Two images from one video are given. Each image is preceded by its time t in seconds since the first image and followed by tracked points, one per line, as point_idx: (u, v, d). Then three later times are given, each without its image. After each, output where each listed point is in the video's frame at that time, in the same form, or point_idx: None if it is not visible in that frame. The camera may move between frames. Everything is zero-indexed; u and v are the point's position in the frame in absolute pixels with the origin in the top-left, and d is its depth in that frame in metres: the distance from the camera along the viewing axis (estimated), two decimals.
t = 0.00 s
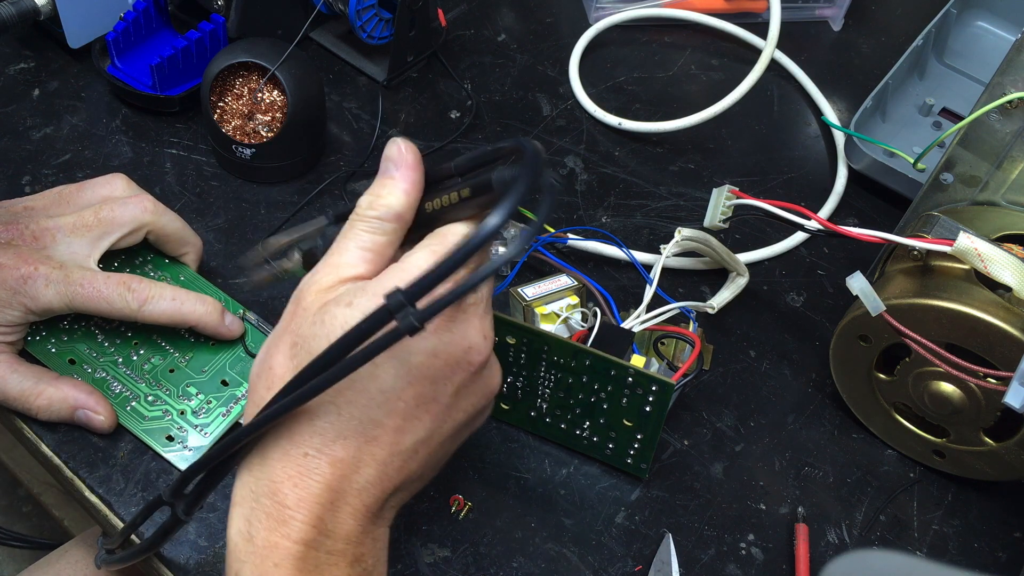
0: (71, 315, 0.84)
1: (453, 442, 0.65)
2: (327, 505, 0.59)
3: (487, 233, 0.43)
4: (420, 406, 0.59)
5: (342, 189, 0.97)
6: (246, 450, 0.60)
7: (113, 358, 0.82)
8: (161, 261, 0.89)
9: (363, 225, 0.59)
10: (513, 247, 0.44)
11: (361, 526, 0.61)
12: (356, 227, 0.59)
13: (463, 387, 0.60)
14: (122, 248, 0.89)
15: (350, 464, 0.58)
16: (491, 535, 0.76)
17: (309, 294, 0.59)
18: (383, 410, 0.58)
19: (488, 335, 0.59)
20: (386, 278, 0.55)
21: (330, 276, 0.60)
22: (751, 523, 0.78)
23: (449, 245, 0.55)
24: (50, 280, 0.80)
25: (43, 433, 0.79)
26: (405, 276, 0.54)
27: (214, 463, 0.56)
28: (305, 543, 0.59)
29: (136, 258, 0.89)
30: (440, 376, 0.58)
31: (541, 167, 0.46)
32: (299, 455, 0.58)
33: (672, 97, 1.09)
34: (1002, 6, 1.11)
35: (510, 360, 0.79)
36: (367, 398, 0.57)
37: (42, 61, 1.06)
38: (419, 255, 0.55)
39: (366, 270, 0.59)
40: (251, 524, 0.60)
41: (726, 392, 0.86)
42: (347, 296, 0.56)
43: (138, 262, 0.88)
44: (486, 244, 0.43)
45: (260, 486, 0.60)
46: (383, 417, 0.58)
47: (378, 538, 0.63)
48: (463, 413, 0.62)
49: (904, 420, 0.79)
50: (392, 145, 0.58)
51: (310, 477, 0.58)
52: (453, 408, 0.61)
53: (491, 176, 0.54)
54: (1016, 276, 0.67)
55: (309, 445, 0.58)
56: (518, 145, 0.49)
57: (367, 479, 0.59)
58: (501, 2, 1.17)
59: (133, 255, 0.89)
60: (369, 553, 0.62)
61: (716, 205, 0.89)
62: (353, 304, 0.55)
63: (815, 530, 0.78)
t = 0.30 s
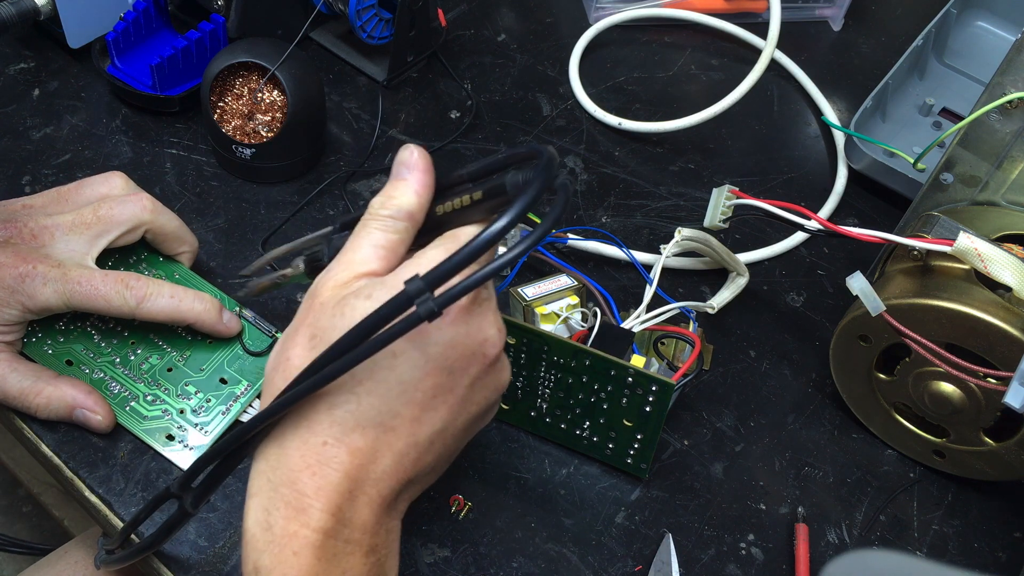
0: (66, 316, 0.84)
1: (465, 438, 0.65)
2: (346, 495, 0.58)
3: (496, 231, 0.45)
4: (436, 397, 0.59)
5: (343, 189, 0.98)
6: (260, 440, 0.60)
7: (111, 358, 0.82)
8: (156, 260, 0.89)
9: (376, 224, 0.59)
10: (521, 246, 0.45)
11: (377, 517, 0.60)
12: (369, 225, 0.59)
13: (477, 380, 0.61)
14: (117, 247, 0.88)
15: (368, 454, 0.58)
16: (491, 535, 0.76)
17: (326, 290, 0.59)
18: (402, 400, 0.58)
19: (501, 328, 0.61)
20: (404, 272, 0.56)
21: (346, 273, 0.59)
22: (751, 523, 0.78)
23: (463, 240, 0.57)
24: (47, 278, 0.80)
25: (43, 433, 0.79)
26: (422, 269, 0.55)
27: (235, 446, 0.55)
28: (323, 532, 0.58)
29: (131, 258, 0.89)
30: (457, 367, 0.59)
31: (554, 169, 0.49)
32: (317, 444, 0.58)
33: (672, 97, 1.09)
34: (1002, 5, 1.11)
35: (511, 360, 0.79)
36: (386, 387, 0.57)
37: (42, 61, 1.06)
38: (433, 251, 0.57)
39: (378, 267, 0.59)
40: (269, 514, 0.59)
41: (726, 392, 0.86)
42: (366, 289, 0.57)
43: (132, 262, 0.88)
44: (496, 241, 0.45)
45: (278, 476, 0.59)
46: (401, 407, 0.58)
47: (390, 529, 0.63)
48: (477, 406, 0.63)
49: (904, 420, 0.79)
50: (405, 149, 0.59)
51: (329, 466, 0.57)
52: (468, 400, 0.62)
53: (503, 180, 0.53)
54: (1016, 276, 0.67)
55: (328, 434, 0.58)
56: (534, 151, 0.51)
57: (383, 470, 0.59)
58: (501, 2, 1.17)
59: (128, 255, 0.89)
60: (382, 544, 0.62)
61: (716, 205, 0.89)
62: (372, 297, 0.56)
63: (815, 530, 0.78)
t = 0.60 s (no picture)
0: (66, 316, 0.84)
1: (471, 438, 0.65)
2: (354, 493, 0.58)
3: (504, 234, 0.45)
4: (444, 397, 0.59)
5: (342, 189, 0.98)
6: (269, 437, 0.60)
7: (111, 358, 0.82)
8: (156, 261, 0.89)
9: (386, 226, 0.59)
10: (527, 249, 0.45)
11: (384, 515, 0.61)
12: (380, 227, 0.60)
13: (485, 381, 0.61)
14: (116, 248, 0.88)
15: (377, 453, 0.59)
16: (491, 535, 0.76)
17: (336, 290, 0.59)
18: (410, 399, 0.58)
19: (509, 330, 0.61)
20: (414, 273, 0.56)
21: (355, 274, 0.59)
22: (751, 524, 0.78)
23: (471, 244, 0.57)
24: (48, 277, 0.80)
25: (43, 433, 0.79)
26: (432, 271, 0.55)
27: (241, 445, 0.55)
28: (332, 530, 0.58)
29: (131, 258, 0.89)
30: (465, 368, 0.59)
31: (565, 174, 0.48)
32: (326, 442, 0.58)
33: (672, 97, 1.09)
34: (1002, 6, 1.11)
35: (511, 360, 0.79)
36: (395, 385, 0.58)
37: (42, 61, 1.06)
38: (444, 253, 0.57)
39: (388, 269, 0.59)
40: (278, 511, 0.59)
41: (726, 392, 0.86)
42: (377, 289, 0.57)
43: (132, 262, 0.88)
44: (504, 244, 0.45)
45: (287, 473, 0.59)
46: (409, 406, 0.59)
47: (397, 529, 0.63)
48: (483, 408, 0.63)
49: (904, 420, 0.79)
50: (416, 154, 0.59)
51: (338, 464, 0.58)
52: (476, 401, 0.62)
53: (513, 185, 0.53)
54: (1016, 276, 0.67)
55: (338, 432, 0.58)
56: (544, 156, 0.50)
57: (392, 470, 0.59)
58: (501, 2, 1.17)
59: (128, 255, 0.89)
60: (388, 543, 0.62)
61: (716, 205, 0.89)
62: (383, 296, 0.56)
63: (815, 529, 0.78)
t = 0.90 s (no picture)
0: (66, 316, 0.84)
1: (472, 439, 0.65)
2: (356, 493, 0.58)
3: (506, 236, 0.45)
4: (445, 398, 0.59)
5: (343, 189, 0.98)
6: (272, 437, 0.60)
7: (111, 358, 0.82)
8: (156, 261, 0.89)
9: (386, 227, 0.59)
10: (528, 252, 0.45)
11: (385, 515, 0.61)
12: (380, 229, 0.59)
13: (487, 382, 0.61)
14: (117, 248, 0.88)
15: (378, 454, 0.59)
16: (491, 535, 0.76)
17: (337, 290, 0.59)
18: (412, 400, 0.58)
19: (510, 331, 0.61)
20: (416, 274, 0.56)
21: (356, 275, 0.59)
22: (751, 523, 0.78)
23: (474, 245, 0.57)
24: (48, 277, 0.80)
25: (43, 433, 0.79)
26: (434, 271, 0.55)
27: (244, 445, 0.55)
28: (334, 530, 0.58)
29: (131, 258, 0.89)
30: (466, 369, 0.59)
31: (566, 175, 0.48)
32: (328, 442, 0.58)
33: (672, 97, 1.09)
34: (1002, 5, 1.11)
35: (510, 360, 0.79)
36: (397, 386, 0.58)
37: (42, 61, 1.06)
38: (445, 254, 0.57)
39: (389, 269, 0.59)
40: (280, 510, 0.59)
41: (726, 392, 0.86)
42: (378, 290, 0.57)
43: (132, 262, 0.88)
44: (506, 246, 0.45)
45: (289, 473, 0.59)
46: (411, 407, 0.59)
47: (398, 529, 0.63)
48: (484, 408, 0.63)
49: (904, 420, 0.79)
50: (417, 156, 0.60)
51: (340, 464, 0.58)
52: (477, 402, 0.62)
53: (515, 186, 0.54)
54: (1016, 276, 0.67)
55: (340, 432, 0.58)
56: (546, 157, 0.50)
57: (393, 470, 0.59)
58: (501, 2, 1.17)
59: (128, 255, 0.89)
60: (389, 543, 0.62)
61: (716, 205, 0.89)
62: (385, 297, 0.56)
63: (815, 529, 0.78)
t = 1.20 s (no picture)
0: (66, 316, 0.84)
1: (474, 440, 0.66)
2: (359, 494, 0.58)
3: (509, 240, 0.45)
4: (449, 399, 0.59)
5: (342, 189, 0.98)
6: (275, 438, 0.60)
7: (111, 358, 0.82)
8: (156, 261, 0.89)
9: (390, 229, 0.59)
10: (532, 254, 0.45)
11: (388, 517, 0.61)
12: (383, 230, 0.59)
13: (489, 383, 0.61)
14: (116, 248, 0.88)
15: (382, 456, 0.59)
16: (491, 535, 0.76)
17: (340, 292, 0.59)
18: (415, 401, 0.58)
19: (512, 332, 0.61)
20: (418, 275, 0.56)
21: (359, 277, 0.59)
22: (751, 524, 0.78)
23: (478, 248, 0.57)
24: (48, 277, 0.80)
25: (43, 433, 0.79)
26: (437, 273, 0.55)
27: (247, 446, 0.55)
28: (337, 531, 0.58)
29: (131, 258, 0.89)
30: (469, 370, 0.59)
31: (570, 177, 0.48)
32: (332, 443, 0.58)
33: (672, 97, 1.09)
34: (1002, 5, 1.11)
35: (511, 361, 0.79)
36: (401, 387, 0.58)
37: (42, 62, 1.06)
38: (448, 256, 0.57)
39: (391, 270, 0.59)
40: (283, 512, 0.59)
41: (726, 392, 0.86)
42: (381, 292, 0.57)
43: (132, 263, 0.88)
44: (509, 250, 0.45)
45: (292, 474, 0.59)
46: (415, 408, 0.59)
47: (400, 530, 0.63)
48: (486, 410, 0.63)
49: (904, 420, 0.79)
50: (421, 158, 0.59)
51: (344, 465, 0.58)
52: (480, 403, 0.62)
53: (517, 188, 0.54)
54: (1016, 276, 0.67)
55: (343, 434, 0.58)
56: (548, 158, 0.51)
57: (397, 472, 0.59)
58: (501, 2, 1.17)
59: (128, 255, 0.89)
60: (392, 544, 0.62)
61: (716, 205, 0.89)
62: (388, 299, 0.56)
63: (815, 529, 0.78)
